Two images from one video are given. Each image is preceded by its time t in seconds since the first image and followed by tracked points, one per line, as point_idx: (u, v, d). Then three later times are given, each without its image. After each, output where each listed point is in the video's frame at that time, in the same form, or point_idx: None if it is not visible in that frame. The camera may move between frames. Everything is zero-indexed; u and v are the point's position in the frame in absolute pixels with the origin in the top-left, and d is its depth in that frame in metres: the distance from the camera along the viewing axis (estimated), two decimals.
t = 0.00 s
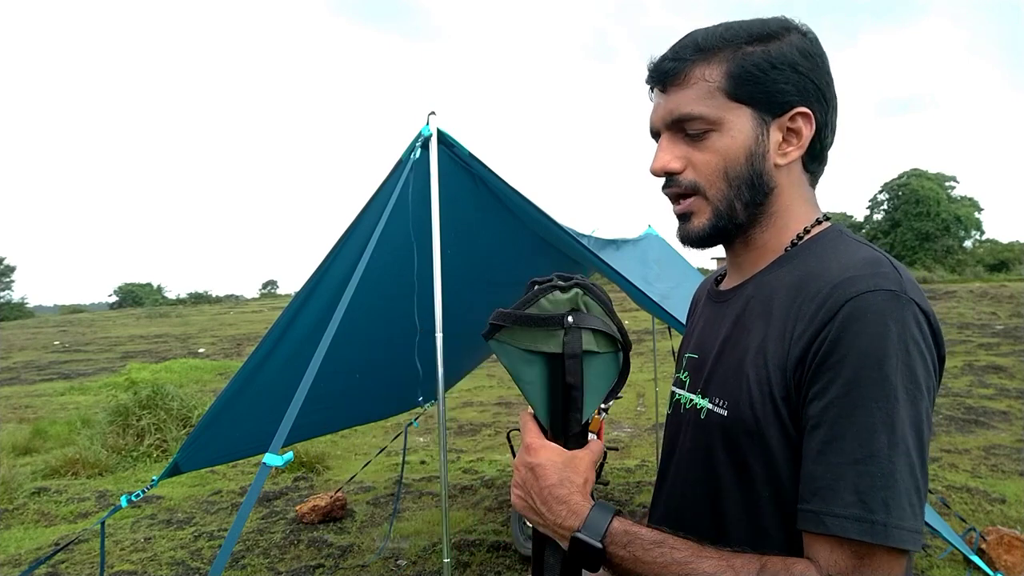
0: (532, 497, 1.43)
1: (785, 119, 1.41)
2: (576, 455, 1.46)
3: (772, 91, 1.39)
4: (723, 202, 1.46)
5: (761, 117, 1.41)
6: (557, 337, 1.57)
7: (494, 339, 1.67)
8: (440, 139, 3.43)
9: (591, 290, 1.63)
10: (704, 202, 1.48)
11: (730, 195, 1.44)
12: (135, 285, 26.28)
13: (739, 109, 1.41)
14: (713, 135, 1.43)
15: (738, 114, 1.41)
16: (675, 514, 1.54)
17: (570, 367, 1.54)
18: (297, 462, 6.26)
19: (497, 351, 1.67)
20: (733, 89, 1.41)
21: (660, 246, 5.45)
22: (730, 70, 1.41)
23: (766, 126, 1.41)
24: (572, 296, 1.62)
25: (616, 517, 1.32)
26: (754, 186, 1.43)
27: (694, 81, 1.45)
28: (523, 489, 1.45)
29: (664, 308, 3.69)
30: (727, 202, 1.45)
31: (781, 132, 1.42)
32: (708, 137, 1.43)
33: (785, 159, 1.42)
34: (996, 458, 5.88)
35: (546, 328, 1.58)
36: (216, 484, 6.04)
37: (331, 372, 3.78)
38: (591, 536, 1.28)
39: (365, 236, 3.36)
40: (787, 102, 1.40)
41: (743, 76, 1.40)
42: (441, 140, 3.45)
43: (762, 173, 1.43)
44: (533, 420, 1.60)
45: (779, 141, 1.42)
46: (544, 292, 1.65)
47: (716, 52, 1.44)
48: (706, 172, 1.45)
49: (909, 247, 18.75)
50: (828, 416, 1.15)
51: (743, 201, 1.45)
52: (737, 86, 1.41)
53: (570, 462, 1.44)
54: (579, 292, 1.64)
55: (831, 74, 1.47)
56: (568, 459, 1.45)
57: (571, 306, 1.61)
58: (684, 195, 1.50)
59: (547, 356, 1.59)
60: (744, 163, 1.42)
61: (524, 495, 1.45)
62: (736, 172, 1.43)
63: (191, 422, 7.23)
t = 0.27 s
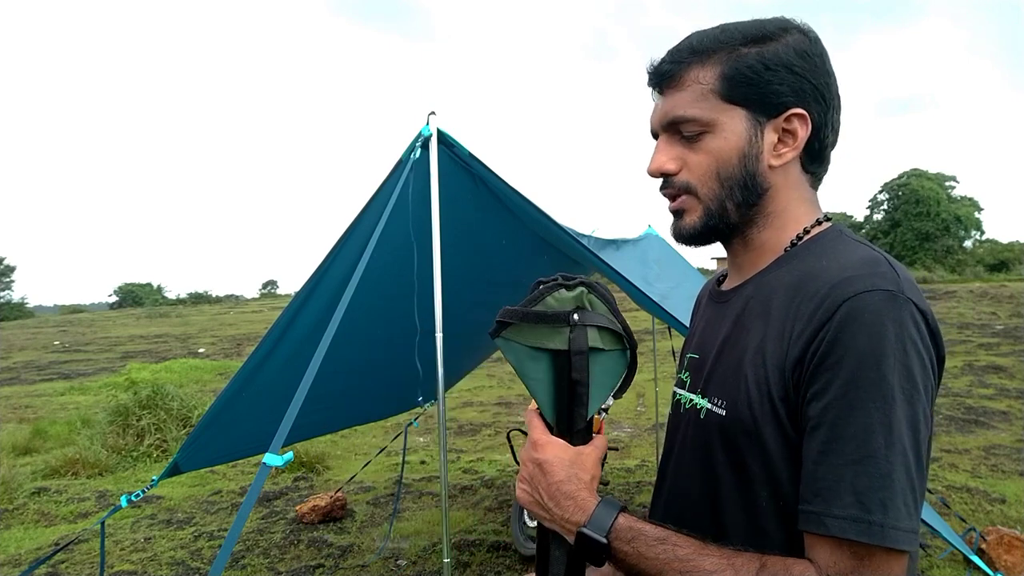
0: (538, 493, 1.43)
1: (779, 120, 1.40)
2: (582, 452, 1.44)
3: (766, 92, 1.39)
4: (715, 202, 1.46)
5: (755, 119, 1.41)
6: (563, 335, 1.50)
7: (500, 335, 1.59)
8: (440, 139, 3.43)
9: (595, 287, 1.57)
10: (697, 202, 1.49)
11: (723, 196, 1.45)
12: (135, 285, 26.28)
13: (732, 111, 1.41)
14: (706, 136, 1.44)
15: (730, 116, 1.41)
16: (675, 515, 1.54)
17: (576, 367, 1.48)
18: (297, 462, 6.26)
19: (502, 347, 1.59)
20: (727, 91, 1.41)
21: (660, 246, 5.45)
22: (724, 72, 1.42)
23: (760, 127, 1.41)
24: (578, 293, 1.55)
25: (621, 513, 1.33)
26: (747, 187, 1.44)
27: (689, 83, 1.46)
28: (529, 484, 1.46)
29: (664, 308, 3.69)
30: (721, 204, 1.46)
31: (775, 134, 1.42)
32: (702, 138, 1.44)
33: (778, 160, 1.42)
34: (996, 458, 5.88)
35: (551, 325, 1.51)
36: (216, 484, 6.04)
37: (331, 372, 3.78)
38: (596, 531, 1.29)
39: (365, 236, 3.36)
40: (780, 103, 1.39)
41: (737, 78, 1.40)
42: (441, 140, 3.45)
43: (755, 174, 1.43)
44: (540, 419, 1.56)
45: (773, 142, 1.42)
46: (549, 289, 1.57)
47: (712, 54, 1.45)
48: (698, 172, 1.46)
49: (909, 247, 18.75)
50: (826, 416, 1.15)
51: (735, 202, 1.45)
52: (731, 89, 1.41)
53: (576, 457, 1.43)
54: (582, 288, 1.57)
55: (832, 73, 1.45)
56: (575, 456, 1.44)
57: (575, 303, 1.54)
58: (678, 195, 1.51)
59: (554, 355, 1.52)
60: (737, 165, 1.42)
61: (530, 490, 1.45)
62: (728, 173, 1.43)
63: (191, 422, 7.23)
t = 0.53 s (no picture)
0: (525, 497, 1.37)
1: (795, 123, 1.41)
2: (563, 443, 1.36)
3: (786, 93, 1.39)
4: (730, 203, 1.46)
5: (772, 120, 1.41)
6: (507, 340, 1.32)
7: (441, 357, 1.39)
8: (440, 139, 3.43)
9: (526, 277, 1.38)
10: (710, 201, 1.47)
11: (738, 196, 1.45)
12: (135, 285, 26.29)
13: (752, 110, 1.41)
14: (724, 135, 1.43)
15: (750, 115, 1.41)
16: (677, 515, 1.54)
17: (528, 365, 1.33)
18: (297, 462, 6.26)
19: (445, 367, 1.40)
20: (747, 89, 1.40)
21: (660, 246, 5.45)
22: (746, 70, 1.40)
23: (776, 129, 1.41)
24: (509, 291, 1.35)
25: (620, 515, 1.32)
26: (761, 189, 1.44)
27: (708, 79, 1.44)
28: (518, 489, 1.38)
29: (664, 308, 3.69)
30: (734, 203, 1.45)
31: (791, 136, 1.42)
32: (720, 136, 1.43)
33: (792, 163, 1.43)
34: (996, 458, 5.88)
35: (493, 337, 1.32)
36: (216, 484, 6.04)
37: (331, 372, 3.78)
38: (594, 540, 1.28)
39: (365, 236, 3.36)
40: (798, 106, 1.40)
41: (758, 77, 1.40)
42: (441, 140, 3.44)
43: (770, 175, 1.43)
44: (505, 416, 1.41)
45: (788, 144, 1.43)
46: (476, 297, 1.35)
47: (732, 51, 1.43)
48: (714, 171, 1.44)
49: (909, 247, 18.75)
50: (826, 414, 1.15)
51: (750, 203, 1.45)
52: (751, 87, 1.40)
53: (559, 455, 1.35)
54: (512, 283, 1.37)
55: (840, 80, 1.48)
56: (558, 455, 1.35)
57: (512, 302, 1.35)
58: (690, 193, 1.50)
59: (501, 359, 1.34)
60: (753, 165, 1.42)
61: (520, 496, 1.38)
62: (744, 173, 1.43)
63: (191, 422, 7.23)
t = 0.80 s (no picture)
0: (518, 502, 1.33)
1: (801, 120, 1.42)
2: (545, 436, 1.32)
3: (791, 91, 1.40)
4: (734, 198, 1.45)
5: (777, 117, 1.41)
6: (470, 346, 1.25)
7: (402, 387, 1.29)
8: (440, 139, 3.43)
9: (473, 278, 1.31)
10: (713, 196, 1.47)
11: (742, 192, 1.44)
12: (135, 285, 26.30)
13: (756, 107, 1.41)
14: (729, 130, 1.43)
15: (755, 111, 1.41)
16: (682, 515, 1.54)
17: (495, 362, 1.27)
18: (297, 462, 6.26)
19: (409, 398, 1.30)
20: (752, 87, 1.41)
21: (660, 246, 5.45)
22: (752, 67, 1.42)
23: (781, 126, 1.42)
24: (460, 295, 1.28)
25: (620, 512, 1.32)
26: (766, 185, 1.43)
27: (714, 76, 1.45)
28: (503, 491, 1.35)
29: (664, 308, 3.69)
30: (739, 199, 1.44)
31: (796, 133, 1.43)
32: (725, 132, 1.44)
33: (796, 160, 1.43)
34: (996, 458, 5.87)
35: (454, 347, 1.24)
36: (216, 484, 6.04)
37: (330, 372, 3.78)
38: (596, 539, 1.28)
39: (365, 236, 3.36)
40: (803, 103, 1.41)
41: (764, 73, 1.41)
42: (441, 140, 3.44)
43: (774, 172, 1.43)
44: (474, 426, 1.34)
45: (794, 140, 1.43)
46: (429, 313, 1.25)
47: (739, 49, 1.45)
48: (718, 166, 1.44)
49: (909, 247, 18.75)
50: (839, 416, 1.15)
51: (753, 199, 1.45)
52: (757, 83, 1.41)
53: (546, 451, 1.31)
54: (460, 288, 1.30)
55: (847, 81, 1.48)
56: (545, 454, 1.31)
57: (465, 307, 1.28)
58: (694, 188, 1.49)
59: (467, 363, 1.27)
60: (758, 161, 1.42)
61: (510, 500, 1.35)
62: (748, 168, 1.43)
63: (191, 422, 7.22)
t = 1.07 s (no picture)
0: (535, 556, 1.28)
1: (790, 123, 1.42)
2: (564, 492, 1.24)
3: (781, 94, 1.40)
4: (722, 195, 1.45)
5: (767, 119, 1.42)
6: (507, 258, 1.34)
7: (441, 286, 1.41)
8: (440, 138, 3.43)
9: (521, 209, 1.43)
10: (702, 191, 1.47)
11: (729, 190, 1.44)
12: (135, 285, 26.31)
13: (746, 108, 1.42)
14: (720, 130, 1.44)
15: (745, 112, 1.42)
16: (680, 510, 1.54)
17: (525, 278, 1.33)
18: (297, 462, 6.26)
19: (446, 299, 1.41)
20: (742, 89, 1.42)
21: (660, 246, 5.45)
22: (744, 71, 1.43)
23: (771, 127, 1.42)
24: (507, 216, 1.39)
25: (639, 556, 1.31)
26: (753, 184, 1.43)
27: (707, 78, 1.46)
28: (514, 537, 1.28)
29: (664, 308, 3.69)
30: (727, 196, 1.44)
31: (786, 136, 1.42)
32: (714, 131, 1.45)
33: (784, 162, 1.43)
34: (996, 458, 5.87)
35: (493, 253, 1.34)
36: (216, 484, 6.04)
37: (330, 373, 3.78)
38: None
39: (365, 236, 3.35)
40: (794, 107, 1.41)
41: (754, 77, 1.42)
42: (441, 140, 3.44)
43: (763, 172, 1.43)
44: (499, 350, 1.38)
45: (782, 143, 1.43)
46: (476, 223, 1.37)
47: (732, 54, 1.46)
48: (707, 163, 1.45)
49: (909, 247, 18.76)
50: (841, 416, 1.16)
51: (741, 196, 1.44)
52: (747, 86, 1.42)
53: (565, 508, 1.25)
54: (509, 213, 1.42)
55: (842, 89, 1.47)
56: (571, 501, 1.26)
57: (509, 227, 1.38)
58: (684, 184, 1.50)
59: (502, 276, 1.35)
60: (746, 160, 1.42)
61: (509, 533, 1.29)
62: (737, 167, 1.43)
63: (191, 422, 7.22)
